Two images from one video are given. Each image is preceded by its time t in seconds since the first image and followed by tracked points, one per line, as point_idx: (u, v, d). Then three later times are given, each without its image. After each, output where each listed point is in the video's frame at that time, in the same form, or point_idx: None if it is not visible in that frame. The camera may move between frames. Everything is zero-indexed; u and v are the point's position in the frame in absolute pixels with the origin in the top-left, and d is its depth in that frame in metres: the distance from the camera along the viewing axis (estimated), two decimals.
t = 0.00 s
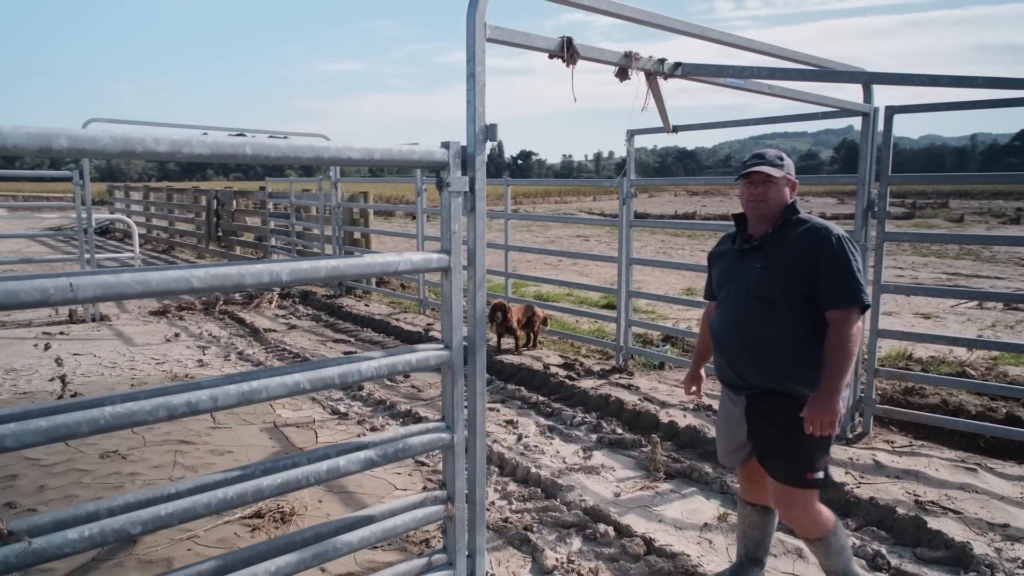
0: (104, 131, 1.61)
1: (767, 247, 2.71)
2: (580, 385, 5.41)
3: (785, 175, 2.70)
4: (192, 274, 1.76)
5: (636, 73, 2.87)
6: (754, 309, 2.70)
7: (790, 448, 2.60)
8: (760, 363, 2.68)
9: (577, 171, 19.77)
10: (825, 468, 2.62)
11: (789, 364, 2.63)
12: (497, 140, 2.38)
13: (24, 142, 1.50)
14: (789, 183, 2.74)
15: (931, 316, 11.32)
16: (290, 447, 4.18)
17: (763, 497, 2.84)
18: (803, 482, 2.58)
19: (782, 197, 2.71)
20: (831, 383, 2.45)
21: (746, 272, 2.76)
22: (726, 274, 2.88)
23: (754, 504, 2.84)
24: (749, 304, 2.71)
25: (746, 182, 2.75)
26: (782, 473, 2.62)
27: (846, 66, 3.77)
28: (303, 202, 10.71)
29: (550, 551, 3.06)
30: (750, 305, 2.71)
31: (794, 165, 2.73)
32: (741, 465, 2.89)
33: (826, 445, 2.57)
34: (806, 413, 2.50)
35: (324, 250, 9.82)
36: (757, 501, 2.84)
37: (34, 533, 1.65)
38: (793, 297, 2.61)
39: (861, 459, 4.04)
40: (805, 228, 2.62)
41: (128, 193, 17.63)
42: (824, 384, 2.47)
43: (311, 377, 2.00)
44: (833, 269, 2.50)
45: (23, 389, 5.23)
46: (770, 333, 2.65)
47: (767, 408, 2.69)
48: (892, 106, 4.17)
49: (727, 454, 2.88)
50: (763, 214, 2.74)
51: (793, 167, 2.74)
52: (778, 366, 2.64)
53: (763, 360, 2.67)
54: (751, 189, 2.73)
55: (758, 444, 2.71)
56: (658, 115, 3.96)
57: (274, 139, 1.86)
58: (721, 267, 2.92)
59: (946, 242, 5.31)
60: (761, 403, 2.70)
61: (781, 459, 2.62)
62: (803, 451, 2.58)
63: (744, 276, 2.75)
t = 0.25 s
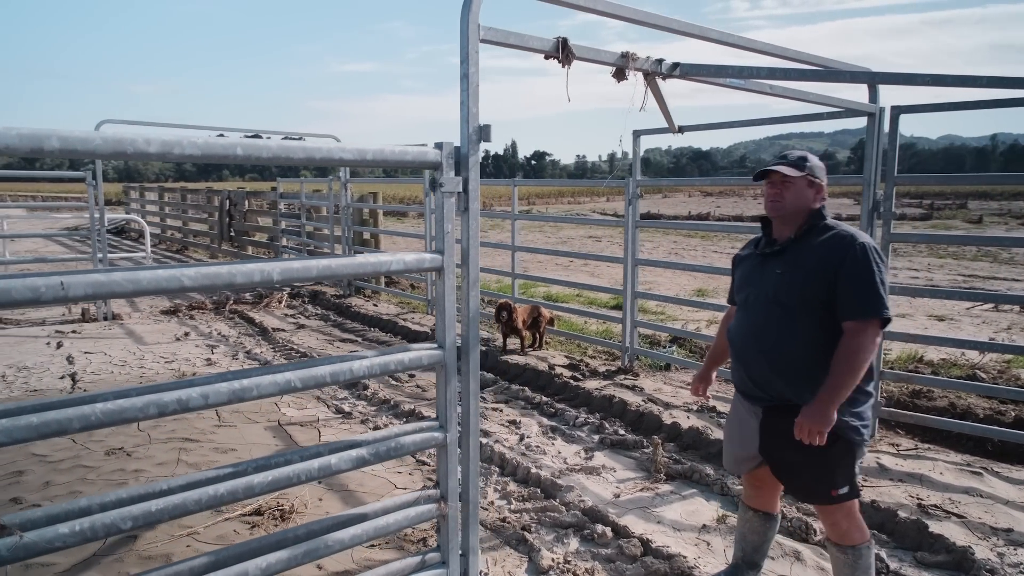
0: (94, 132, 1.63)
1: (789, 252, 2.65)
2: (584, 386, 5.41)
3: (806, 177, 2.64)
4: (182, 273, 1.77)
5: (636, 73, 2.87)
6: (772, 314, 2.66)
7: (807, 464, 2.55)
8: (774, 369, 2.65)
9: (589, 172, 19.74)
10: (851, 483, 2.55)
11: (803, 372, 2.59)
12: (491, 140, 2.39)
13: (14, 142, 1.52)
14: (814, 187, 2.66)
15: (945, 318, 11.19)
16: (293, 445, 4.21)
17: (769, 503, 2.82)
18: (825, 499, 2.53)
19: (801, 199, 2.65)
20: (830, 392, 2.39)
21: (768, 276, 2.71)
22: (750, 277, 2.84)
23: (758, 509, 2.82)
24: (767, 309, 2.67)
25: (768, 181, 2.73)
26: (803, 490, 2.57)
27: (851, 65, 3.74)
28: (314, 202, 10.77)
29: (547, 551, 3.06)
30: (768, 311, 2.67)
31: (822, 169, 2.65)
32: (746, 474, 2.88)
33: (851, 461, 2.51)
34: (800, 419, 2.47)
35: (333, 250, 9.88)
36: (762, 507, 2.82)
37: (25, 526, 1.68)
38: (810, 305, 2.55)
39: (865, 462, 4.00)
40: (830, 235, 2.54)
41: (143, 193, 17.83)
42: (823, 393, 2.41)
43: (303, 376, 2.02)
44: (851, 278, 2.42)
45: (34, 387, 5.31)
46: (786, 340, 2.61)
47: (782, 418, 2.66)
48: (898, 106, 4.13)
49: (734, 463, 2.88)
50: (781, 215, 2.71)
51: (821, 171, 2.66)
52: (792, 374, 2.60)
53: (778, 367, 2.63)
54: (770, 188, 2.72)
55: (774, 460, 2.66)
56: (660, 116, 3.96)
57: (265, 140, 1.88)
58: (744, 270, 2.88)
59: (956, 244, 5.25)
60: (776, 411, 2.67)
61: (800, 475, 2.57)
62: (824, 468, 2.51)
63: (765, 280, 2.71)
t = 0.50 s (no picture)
0: (84, 131, 1.64)
1: (819, 258, 2.49)
2: (585, 386, 5.40)
3: (834, 174, 2.49)
4: (172, 271, 1.78)
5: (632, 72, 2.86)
6: (799, 323, 2.51)
7: (830, 474, 2.41)
8: (800, 380, 2.50)
9: (596, 172, 19.74)
10: (873, 491, 2.42)
11: (831, 383, 2.44)
12: (485, 140, 2.39)
13: (3, 142, 1.53)
14: (845, 186, 2.50)
15: (953, 320, 11.12)
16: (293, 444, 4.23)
17: (768, 509, 2.71)
18: (845, 511, 2.40)
19: (822, 196, 2.51)
20: (868, 410, 2.22)
21: (796, 282, 2.55)
22: (776, 282, 2.68)
23: (757, 515, 2.72)
24: (794, 318, 2.52)
25: (798, 177, 2.64)
26: (824, 501, 2.45)
27: (851, 65, 3.72)
28: (319, 202, 10.82)
29: (542, 550, 3.06)
30: (795, 318, 2.52)
31: (854, 167, 2.47)
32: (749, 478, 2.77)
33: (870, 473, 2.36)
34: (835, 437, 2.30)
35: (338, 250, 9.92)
36: (761, 513, 2.72)
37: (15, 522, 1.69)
38: (840, 314, 2.40)
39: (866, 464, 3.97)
40: (865, 240, 2.37)
41: (151, 193, 17.94)
42: (860, 409, 2.24)
43: (294, 375, 2.03)
44: (888, 289, 2.25)
45: (38, 384, 5.36)
46: (814, 351, 2.45)
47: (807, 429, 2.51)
48: (900, 106, 4.11)
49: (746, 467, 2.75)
50: (804, 212, 2.59)
51: (857, 172, 2.48)
52: (820, 385, 2.46)
53: (805, 379, 2.48)
54: (799, 182, 2.62)
55: (797, 466, 2.54)
56: (658, 114, 3.96)
57: (256, 139, 1.89)
58: (771, 274, 2.73)
59: (960, 244, 5.20)
60: (801, 422, 2.54)
61: (822, 486, 2.44)
62: (844, 478, 2.38)
63: (793, 287, 2.55)
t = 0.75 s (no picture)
0: (77, 131, 1.66)
1: (840, 261, 2.14)
2: (585, 386, 5.40)
3: (859, 177, 2.12)
4: (165, 270, 1.79)
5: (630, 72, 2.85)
6: (816, 333, 2.16)
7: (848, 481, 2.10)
8: (816, 396, 2.16)
9: (602, 172, 19.76)
10: (888, 498, 2.11)
11: (853, 402, 2.07)
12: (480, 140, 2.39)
13: None
14: (872, 191, 2.11)
15: (959, 321, 11.09)
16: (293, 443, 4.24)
17: (768, 511, 2.40)
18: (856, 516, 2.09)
19: (840, 201, 2.16)
20: (920, 433, 1.88)
21: (814, 288, 2.20)
22: (793, 285, 2.33)
23: (756, 517, 2.41)
24: (810, 327, 2.17)
25: (822, 176, 2.27)
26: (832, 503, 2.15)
27: (853, 65, 3.70)
28: (324, 202, 10.86)
29: (538, 551, 3.05)
30: (811, 328, 2.18)
31: (884, 170, 2.08)
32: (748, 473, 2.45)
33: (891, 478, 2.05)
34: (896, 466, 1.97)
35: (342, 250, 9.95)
36: (760, 515, 2.41)
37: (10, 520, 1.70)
38: (863, 326, 2.04)
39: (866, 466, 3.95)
40: (893, 242, 2.02)
41: (159, 193, 18.04)
42: (911, 432, 1.91)
43: (286, 374, 2.03)
44: (917, 300, 1.90)
45: (42, 382, 5.39)
46: (832, 365, 2.10)
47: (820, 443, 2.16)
48: (903, 107, 4.09)
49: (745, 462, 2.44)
50: (824, 215, 2.24)
51: (887, 172, 2.09)
52: (839, 403, 2.10)
53: (822, 395, 2.13)
54: (822, 184, 2.25)
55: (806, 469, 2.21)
56: (658, 114, 3.94)
57: (248, 138, 1.90)
58: (788, 275, 2.38)
59: (964, 245, 5.17)
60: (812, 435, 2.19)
61: (835, 491, 2.13)
62: (855, 480, 2.09)
63: (811, 292, 2.20)
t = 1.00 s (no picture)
0: (65, 128, 1.65)
1: (848, 258, 2.07)
2: (586, 386, 5.38)
3: (871, 173, 2.03)
4: (154, 268, 1.79)
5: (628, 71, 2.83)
6: (821, 331, 2.10)
7: (845, 481, 2.06)
8: (820, 395, 2.11)
9: (606, 173, 19.73)
10: (887, 501, 2.06)
11: (856, 402, 2.04)
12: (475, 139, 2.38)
13: None
14: (884, 188, 2.02)
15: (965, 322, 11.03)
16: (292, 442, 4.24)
17: (772, 510, 2.35)
18: (854, 517, 2.06)
19: (849, 198, 2.07)
20: (915, 432, 1.83)
21: (821, 285, 2.14)
22: (799, 280, 2.26)
23: (764, 517, 2.36)
24: (815, 325, 2.12)
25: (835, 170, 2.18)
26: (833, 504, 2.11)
27: (854, 63, 3.67)
28: (327, 202, 10.88)
29: (535, 551, 3.04)
30: (817, 326, 2.12)
31: (896, 167, 1.99)
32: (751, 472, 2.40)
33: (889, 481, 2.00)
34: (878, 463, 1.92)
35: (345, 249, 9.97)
36: (768, 515, 2.36)
37: None
38: (869, 326, 1.98)
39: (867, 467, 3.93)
40: (903, 242, 1.95)
41: (164, 192, 18.11)
42: (905, 431, 1.86)
43: (277, 372, 2.02)
44: (924, 301, 1.84)
45: (44, 381, 5.42)
46: (836, 364, 2.05)
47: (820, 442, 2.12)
48: (904, 106, 4.06)
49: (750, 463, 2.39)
50: (834, 212, 2.16)
51: (902, 170, 1.99)
52: (842, 402, 2.06)
53: (824, 393, 2.09)
54: (835, 179, 2.16)
55: (806, 469, 2.18)
56: (659, 113, 3.92)
57: (238, 136, 1.89)
58: (795, 271, 2.32)
59: (967, 245, 5.14)
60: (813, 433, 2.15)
61: (833, 491, 2.10)
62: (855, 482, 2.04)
63: (817, 290, 2.14)
